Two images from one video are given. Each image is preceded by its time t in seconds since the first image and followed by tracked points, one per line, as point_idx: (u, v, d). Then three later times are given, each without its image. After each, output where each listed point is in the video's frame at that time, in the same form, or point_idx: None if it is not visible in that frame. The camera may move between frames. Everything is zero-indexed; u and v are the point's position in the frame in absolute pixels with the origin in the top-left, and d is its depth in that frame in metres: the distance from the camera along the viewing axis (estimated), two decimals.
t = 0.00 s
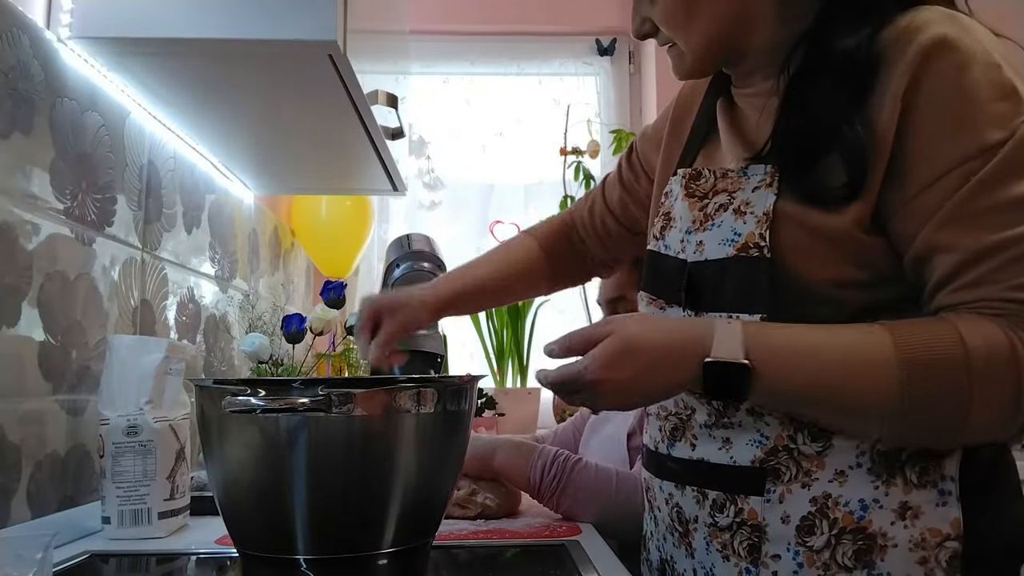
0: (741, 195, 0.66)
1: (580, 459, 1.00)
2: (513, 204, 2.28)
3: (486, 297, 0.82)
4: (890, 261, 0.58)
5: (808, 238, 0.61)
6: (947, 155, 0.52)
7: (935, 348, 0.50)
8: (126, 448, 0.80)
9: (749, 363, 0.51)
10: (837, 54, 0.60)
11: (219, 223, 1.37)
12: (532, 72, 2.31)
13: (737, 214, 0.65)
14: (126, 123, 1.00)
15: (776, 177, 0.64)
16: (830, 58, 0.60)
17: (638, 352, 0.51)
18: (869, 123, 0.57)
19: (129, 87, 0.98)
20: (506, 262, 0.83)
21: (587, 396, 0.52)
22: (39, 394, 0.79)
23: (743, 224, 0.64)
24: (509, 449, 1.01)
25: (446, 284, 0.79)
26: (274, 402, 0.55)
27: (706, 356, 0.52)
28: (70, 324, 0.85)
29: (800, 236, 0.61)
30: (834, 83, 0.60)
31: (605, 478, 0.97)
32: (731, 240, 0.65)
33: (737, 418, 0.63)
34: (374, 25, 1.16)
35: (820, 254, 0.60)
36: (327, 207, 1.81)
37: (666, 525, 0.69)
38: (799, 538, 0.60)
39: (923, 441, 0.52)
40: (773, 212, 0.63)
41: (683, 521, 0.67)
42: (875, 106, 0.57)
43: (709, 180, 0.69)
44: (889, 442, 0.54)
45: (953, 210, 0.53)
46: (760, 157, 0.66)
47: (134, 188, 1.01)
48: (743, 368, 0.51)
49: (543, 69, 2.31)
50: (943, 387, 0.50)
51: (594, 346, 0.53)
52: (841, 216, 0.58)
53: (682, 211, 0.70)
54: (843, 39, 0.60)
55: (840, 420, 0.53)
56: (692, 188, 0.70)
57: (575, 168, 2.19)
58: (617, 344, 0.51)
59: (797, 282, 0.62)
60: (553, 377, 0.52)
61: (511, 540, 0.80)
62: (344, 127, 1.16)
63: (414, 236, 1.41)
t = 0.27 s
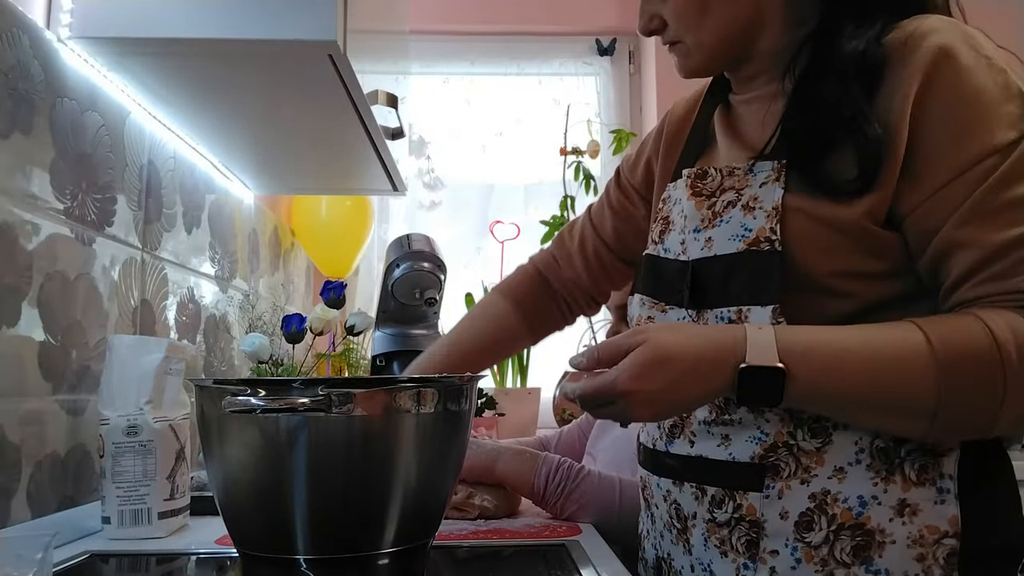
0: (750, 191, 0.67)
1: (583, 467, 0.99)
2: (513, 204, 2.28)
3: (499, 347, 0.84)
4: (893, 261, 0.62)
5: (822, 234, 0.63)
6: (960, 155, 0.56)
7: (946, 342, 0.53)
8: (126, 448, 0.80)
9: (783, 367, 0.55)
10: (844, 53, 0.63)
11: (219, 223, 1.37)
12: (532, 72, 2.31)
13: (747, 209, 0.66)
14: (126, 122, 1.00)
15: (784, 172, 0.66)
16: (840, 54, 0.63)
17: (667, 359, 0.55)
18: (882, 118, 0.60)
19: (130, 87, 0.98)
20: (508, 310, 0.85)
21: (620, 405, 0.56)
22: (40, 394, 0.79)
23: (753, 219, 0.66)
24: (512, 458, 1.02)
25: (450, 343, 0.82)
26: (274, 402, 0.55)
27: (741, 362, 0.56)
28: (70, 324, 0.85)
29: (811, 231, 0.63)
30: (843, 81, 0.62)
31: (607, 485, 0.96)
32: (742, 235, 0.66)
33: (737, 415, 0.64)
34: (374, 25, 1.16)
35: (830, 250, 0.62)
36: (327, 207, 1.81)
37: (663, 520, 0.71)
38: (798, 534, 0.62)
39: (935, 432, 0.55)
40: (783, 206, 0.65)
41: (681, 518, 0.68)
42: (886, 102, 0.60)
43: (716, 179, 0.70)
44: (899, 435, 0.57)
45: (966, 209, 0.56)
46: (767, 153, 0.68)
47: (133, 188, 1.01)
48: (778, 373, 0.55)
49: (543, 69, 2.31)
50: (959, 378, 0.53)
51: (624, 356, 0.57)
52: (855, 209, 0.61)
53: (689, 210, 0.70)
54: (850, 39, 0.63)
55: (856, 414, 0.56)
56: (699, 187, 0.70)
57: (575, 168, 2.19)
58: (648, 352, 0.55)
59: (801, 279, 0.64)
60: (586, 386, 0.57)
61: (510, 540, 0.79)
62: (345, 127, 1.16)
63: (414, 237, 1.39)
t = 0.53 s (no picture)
0: (760, 181, 0.73)
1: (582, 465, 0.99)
2: (513, 204, 2.28)
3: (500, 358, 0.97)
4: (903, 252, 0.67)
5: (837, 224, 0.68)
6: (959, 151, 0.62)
7: (958, 325, 0.58)
8: (126, 448, 0.80)
9: (809, 354, 0.59)
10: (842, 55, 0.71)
11: (219, 223, 1.37)
12: (532, 72, 2.31)
13: (761, 195, 0.72)
14: (126, 122, 1.00)
15: (791, 159, 0.72)
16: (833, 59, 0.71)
17: (693, 353, 0.59)
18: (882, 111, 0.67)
19: (129, 87, 0.98)
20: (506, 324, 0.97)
21: (648, 396, 0.60)
22: (40, 394, 0.79)
23: (769, 204, 0.71)
24: (512, 457, 1.01)
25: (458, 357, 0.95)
26: (274, 402, 0.55)
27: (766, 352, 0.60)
28: (70, 324, 0.85)
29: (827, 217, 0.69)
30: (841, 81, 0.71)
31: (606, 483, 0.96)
32: (760, 220, 0.72)
33: (763, 411, 0.67)
34: (373, 25, 1.16)
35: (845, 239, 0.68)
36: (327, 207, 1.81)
37: (682, 523, 0.72)
38: (837, 527, 0.63)
39: (954, 411, 0.60)
40: (797, 190, 0.70)
41: (704, 518, 0.70)
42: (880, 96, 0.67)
43: (725, 175, 0.76)
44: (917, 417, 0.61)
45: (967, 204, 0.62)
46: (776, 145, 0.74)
47: (133, 188, 1.01)
48: (805, 360, 0.59)
49: (543, 68, 2.31)
50: (976, 356, 0.58)
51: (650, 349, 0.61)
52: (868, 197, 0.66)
53: (700, 207, 0.76)
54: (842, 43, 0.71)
55: (874, 396, 0.60)
56: (709, 183, 0.76)
57: (575, 167, 2.19)
58: (675, 346, 0.59)
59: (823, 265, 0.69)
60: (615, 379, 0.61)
61: (510, 540, 0.79)
62: (345, 127, 1.16)
63: (415, 237, 1.39)
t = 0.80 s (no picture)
0: (770, 187, 0.77)
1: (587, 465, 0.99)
2: (513, 204, 2.28)
3: (492, 357, 0.98)
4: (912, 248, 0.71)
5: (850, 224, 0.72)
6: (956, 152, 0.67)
7: (975, 315, 0.62)
8: (126, 448, 0.80)
9: (833, 348, 0.64)
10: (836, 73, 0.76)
11: (219, 223, 1.37)
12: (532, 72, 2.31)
13: (772, 200, 0.76)
14: (126, 122, 1.00)
15: (798, 165, 0.76)
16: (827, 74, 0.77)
17: (723, 354, 0.64)
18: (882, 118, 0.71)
19: (129, 87, 0.98)
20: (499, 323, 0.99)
21: (684, 398, 0.65)
22: (40, 394, 0.79)
23: (781, 207, 0.75)
24: (518, 451, 1.01)
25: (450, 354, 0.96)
26: (274, 402, 0.55)
27: (796, 348, 0.65)
28: (70, 324, 0.85)
29: (840, 217, 0.72)
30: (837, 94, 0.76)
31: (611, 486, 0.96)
32: (775, 222, 0.75)
33: (793, 405, 0.71)
34: (373, 25, 1.16)
35: (858, 238, 0.72)
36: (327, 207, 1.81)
37: (709, 520, 0.76)
38: (873, 515, 0.68)
39: (971, 396, 0.64)
40: (807, 193, 0.74)
41: (734, 514, 0.74)
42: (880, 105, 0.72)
43: (735, 184, 0.80)
44: (932, 404, 0.65)
45: (967, 202, 0.66)
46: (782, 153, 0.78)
47: (133, 188, 1.01)
48: (831, 356, 0.64)
49: (542, 68, 2.31)
50: (992, 343, 0.62)
51: (682, 353, 0.65)
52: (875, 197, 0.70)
53: (713, 216, 0.80)
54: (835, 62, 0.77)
55: (892, 387, 0.65)
56: (720, 193, 0.81)
57: (575, 167, 2.19)
58: (706, 350, 0.64)
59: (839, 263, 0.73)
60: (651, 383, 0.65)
61: (510, 540, 0.79)
62: (345, 127, 1.16)
63: (415, 237, 1.39)
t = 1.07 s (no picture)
0: (793, 197, 0.76)
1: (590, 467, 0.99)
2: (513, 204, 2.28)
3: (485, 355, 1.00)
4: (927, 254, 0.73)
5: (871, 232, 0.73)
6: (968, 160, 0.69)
7: (1000, 320, 0.64)
8: (126, 448, 0.80)
9: (870, 354, 0.65)
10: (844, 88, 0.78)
11: (219, 223, 1.37)
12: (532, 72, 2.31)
13: (796, 211, 0.75)
14: (126, 122, 1.00)
15: (820, 175, 0.75)
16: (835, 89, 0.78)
17: (761, 363, 0.65)
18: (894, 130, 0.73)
19: (129, 87, 0.98)
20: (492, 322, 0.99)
21: (725, 408, 0.66)
22: (40, 394, 0.79)
23: (806, 218, 0.75)
24: (530, 447, 1.01)
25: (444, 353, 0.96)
26: (274, 402, 0.55)
27: (833, 355, 0.65)
28: (70, 324, 0.85)
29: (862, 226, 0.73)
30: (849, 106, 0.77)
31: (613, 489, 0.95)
32: (800, 233, 0.75)
33: (828, 400, 0.71)
34: (373, 24, 1.16)
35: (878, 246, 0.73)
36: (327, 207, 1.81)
37: (736, 512, 0.74)
38: (909, 505, 0.68)
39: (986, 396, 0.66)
40: (832, 203, 0.74)
41: (766, 505, 0.73)
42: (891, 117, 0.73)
43: (756, 195, 0.79)
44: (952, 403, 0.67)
45: (981, 209, 0.68)
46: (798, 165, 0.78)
47: (134, 188, 1.01)
48: (868, 360, 0.64)
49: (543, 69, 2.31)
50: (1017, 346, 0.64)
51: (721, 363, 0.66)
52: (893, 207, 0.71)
53: (736, 226, 0.79)
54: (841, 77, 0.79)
55: (918, 392, 0.66)
56: (741, 204, 0.79)
57: (575, 168, 2.19)
58: (744, 358, 0.65)
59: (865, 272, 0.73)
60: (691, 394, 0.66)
61: (511, 540, 0.79)
62: (345, 128, 1.16)
63: (414, 237, 1.38)
